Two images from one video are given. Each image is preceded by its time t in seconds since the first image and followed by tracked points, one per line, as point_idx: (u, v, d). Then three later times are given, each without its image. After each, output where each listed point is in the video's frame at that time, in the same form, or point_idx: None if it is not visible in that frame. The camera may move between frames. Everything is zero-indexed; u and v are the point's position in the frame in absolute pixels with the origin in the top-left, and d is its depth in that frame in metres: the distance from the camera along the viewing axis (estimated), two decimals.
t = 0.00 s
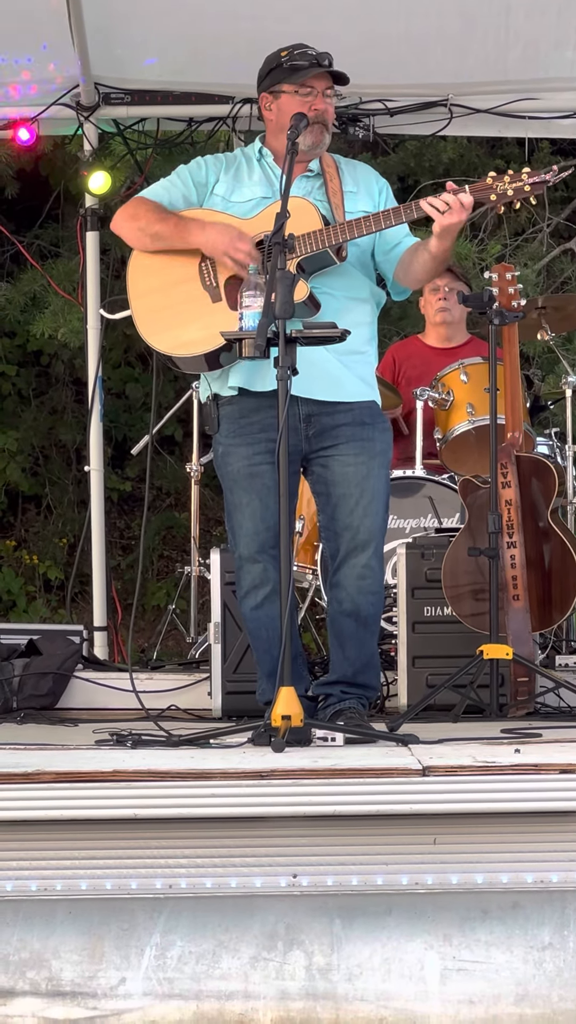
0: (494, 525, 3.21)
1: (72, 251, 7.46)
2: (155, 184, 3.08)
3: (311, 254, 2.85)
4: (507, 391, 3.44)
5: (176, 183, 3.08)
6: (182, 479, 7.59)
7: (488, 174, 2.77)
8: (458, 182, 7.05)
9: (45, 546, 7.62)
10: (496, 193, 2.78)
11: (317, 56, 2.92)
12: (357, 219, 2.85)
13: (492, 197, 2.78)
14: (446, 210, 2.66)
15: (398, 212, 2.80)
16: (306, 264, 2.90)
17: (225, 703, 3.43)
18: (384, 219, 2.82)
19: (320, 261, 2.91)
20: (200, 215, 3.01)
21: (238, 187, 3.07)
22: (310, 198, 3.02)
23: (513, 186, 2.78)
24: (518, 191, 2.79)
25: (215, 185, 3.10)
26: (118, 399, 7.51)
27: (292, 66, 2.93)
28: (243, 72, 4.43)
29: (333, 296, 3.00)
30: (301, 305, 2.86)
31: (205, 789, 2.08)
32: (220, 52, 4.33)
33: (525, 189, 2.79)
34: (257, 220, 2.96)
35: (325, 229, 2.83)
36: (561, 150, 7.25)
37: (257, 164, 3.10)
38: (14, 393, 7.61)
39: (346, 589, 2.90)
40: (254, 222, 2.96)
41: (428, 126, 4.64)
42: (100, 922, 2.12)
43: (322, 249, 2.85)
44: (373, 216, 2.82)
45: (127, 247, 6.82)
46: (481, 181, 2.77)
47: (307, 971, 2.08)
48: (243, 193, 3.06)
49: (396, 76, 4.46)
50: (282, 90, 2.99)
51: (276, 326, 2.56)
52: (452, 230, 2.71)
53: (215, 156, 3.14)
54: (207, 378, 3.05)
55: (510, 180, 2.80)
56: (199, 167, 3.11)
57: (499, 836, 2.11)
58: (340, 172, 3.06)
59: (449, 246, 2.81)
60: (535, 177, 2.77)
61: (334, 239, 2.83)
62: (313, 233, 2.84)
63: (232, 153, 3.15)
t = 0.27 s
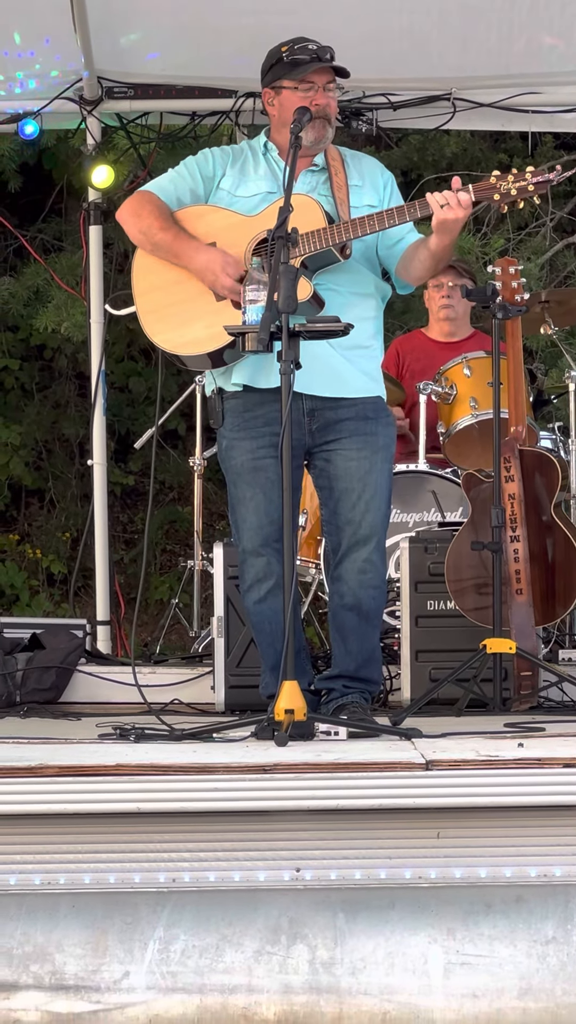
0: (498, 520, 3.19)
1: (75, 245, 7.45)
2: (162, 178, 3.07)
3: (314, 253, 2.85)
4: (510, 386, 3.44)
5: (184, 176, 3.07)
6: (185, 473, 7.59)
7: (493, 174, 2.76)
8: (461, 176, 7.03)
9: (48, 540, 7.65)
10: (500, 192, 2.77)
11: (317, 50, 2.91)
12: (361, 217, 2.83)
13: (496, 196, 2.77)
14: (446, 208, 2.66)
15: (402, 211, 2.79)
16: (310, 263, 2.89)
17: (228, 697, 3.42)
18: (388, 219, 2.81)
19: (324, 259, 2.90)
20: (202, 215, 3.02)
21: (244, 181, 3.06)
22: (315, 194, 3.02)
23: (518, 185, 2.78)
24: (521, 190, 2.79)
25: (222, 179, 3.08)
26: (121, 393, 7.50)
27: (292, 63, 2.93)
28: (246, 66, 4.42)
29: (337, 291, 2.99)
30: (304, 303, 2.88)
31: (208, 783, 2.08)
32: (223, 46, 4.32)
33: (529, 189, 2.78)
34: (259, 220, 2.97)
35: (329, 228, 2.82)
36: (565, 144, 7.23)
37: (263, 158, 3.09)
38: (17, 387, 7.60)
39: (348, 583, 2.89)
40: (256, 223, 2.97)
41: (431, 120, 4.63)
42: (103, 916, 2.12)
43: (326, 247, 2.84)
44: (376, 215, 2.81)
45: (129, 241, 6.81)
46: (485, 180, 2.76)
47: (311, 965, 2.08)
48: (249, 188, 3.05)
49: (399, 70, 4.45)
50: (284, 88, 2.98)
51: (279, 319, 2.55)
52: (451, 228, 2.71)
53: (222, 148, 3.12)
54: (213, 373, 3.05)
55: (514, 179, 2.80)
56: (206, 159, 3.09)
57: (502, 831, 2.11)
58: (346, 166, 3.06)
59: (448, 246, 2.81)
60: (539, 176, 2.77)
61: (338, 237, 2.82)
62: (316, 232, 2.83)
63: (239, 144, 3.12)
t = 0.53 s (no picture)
0: (502, 512, 3.20)
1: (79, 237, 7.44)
2: (168, 173, 3.07)
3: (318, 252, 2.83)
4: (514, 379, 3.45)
5: (190, 170, 3.07)
6: (189, 465, 7.58)
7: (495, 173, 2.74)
8: (466, 168, 7.01)
9: (52, 532, 7.59)
10: (502, 191, 2.75)
11: (313, 39, 2.90)
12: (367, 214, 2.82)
13: (499, 195, 2.76)
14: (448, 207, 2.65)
15: (405, 210, 2.76)
16: (313, 263, 2.89)
17: (232, 689, 3.43)
18: (393, 218, 2.79)
19: (329, 256, 2.89)
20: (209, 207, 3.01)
21: (251, 172, 3.05)
22: (322, 186, 3.00)
23: (520, 184, 2.76)
24: (525, 190, 2.77)
25: (229, 171, 3.07)
26: (125, 385, 7.49)
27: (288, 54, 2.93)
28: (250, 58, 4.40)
29: (344, 285, 2.98)
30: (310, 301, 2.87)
31: (212, 775, 2.08)
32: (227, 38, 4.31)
33: (532, 188, 2.76)
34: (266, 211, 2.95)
35: (335, 226, 2.80)
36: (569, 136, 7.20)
37: (271, 149, 3.07)
38: (21, 379, 7.60)
39: (351, 576, 2.89)
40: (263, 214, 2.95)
41: (434, 112, 4.62)
42: (108, 908, 2.12)
43: (331, 245, 2.82)
44: (381, 212, 2.79)
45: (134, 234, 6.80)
46: (488, 180, 2.74)
47: (315, 957, 2.08)
48: (256, 180, 3.04)
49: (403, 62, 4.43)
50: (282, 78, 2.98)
51: (284, 312, 2.53)
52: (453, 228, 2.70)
53: (229, 140, 3.11)
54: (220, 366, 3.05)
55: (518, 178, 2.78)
56: (213, 151, 3.09)
57: (506, 824, 2.11)
58: (355, 155, 3.04)
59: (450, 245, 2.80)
60: (543, 176, 2.76)
61: (342, 235, 2.81)
62: (322, 229, 2.81)
63: (247, 136, 3.11)
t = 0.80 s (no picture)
0: (506, 505, 3.20)
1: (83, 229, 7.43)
2: (177, 164, 3.05)
3: (324, 246, 2.83)
4: (518, 371, 3.43)
5: (200, 160, 3.04)
6: (193, 458, 7.58)
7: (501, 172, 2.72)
8: (470, 160, 6.99)
9: (56, 525, 7.64)
10: (507, 191, 2.73)
11: (313, 30, 2.90)
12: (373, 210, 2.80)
13: (503, 195, 2.73)
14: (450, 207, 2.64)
15: (409, 207, 2.74)
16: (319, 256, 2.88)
17: (236, 682, 3.42)
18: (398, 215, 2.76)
19: (334, 252, 2.89)
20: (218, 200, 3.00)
21: (261, 164, 3.04)
22: (331, 179, 3.01)
23: (525, 184, 2.74)
24: (529, 189, 2.76)
25: (239, 163, 3.05)
26: (129, 378, 7.49)
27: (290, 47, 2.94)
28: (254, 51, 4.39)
29: (350, 279, 2.97)
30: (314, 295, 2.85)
31: (216, 768, 2.08)
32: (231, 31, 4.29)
33: (536, 189, 2.75)
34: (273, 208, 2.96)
35: (340, 221, 2.80)
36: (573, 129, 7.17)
37: (282, 140, 3.05)
38: (25, 372, 7.59)
39: (355, 568, 2.89)
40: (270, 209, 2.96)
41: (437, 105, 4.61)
42: (111, 901, 2.12)
43: (335, 241, 2.82)
44: (386, 209, 2.78)
45: (137, 226, 6.79)
46: (493, 178, 2.72)
47: (319, 950, 2.08)
48: (266, 172, 3.03)
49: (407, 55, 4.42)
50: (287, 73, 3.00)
51: (288, 305, 2.53)
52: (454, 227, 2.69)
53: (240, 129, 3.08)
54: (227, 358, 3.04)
55: (523, 177, 2.77)
56: (224, 141, 3.06)
57: (509, 817, 2.11)
58: (366, 147, 3.03)
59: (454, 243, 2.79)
60: (547, 175, 2.75)
61: (349, 230, 2.80)
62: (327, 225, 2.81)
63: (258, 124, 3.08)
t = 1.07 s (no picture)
0: (510, 496, 3.20)
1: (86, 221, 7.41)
2: (188, 154, 3.04)
3: (330, 238, 2.82)
4: (522, 363, 3.40)
5: (212, 149, 3.03)
6: (196, 450, 7.57)
7: (506, 163, 2.70)
8: (473, 152, 6.97)
9: (59, 517, 7.65)
10: (513, 182, 2.71)
11: (318, 21, 2.89)
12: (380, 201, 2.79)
13: (509, 186, 2.72)
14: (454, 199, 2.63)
15: (415, 197, 2.72)
16: (326, 248, 2.87)
17: (239, 673, 3.41)
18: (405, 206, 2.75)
19: (341, 242, 2.87)
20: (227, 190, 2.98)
21: (272, 155, 3.02)
22: (339, 169, 3.00)
23: (531, 176, 2.72)
24: (535, 181, 2.73)
25: (249, 152, 3.04)
26: (132, 370, 7.48)
27: (296, 39, 2.93)
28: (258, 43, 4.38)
29: (357, 271, 2.96)
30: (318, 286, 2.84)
31: (219, 761, 2.08)
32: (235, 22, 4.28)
33: (542, 181, 2.72)
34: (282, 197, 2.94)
35: (347, 212, 2.78)
36: None
37: (293, 130, 3.04)
38: (28, 364, 7.58)
39: (360, 561, 2.88)
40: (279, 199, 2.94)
41: (441, 97, 4.59)
42: (114, 893, 2.12)
43: (341, 232, 2.81)
44: (392, 200, 2.76)
45: (140, 219, 6.78)
46: (498, 168, 2.71)
47: (322, 942, 2.08)
48: (276, 162, 3.01)
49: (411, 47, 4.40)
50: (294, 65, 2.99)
51: (292, 297, 2.52)
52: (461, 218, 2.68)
53: (252, 118, 3.07)
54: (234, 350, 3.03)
55: (529, 168, 2.74)
56: (235, 130, 3.05)
57: (513, 810, 2.11)
58: (377, 137, 3.02)
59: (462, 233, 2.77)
60: (553, 167, 2.71)
61: (356, 221, 2.78)
62: (334, 215, 2.79)
63: (270, 114, 3.07)
